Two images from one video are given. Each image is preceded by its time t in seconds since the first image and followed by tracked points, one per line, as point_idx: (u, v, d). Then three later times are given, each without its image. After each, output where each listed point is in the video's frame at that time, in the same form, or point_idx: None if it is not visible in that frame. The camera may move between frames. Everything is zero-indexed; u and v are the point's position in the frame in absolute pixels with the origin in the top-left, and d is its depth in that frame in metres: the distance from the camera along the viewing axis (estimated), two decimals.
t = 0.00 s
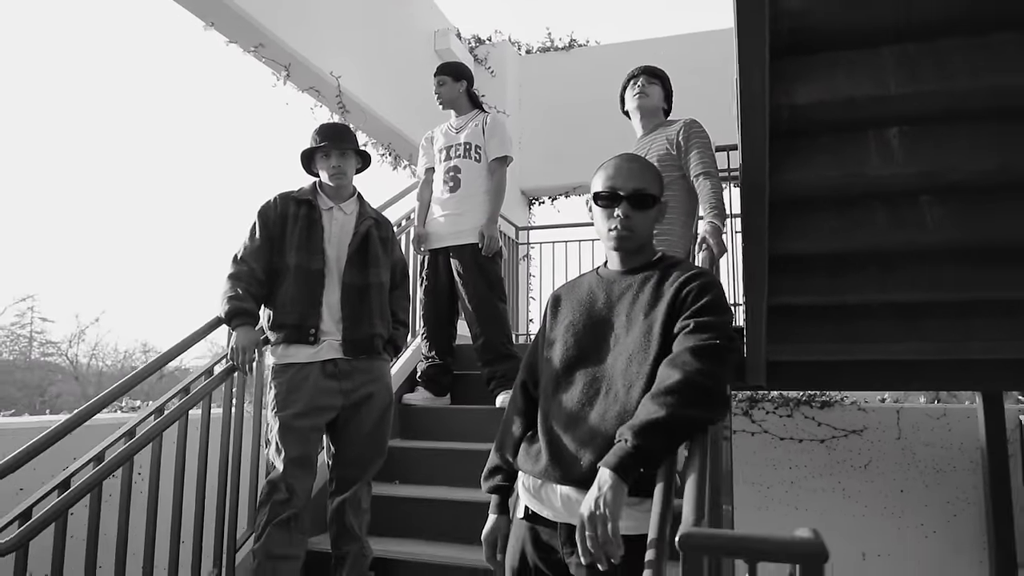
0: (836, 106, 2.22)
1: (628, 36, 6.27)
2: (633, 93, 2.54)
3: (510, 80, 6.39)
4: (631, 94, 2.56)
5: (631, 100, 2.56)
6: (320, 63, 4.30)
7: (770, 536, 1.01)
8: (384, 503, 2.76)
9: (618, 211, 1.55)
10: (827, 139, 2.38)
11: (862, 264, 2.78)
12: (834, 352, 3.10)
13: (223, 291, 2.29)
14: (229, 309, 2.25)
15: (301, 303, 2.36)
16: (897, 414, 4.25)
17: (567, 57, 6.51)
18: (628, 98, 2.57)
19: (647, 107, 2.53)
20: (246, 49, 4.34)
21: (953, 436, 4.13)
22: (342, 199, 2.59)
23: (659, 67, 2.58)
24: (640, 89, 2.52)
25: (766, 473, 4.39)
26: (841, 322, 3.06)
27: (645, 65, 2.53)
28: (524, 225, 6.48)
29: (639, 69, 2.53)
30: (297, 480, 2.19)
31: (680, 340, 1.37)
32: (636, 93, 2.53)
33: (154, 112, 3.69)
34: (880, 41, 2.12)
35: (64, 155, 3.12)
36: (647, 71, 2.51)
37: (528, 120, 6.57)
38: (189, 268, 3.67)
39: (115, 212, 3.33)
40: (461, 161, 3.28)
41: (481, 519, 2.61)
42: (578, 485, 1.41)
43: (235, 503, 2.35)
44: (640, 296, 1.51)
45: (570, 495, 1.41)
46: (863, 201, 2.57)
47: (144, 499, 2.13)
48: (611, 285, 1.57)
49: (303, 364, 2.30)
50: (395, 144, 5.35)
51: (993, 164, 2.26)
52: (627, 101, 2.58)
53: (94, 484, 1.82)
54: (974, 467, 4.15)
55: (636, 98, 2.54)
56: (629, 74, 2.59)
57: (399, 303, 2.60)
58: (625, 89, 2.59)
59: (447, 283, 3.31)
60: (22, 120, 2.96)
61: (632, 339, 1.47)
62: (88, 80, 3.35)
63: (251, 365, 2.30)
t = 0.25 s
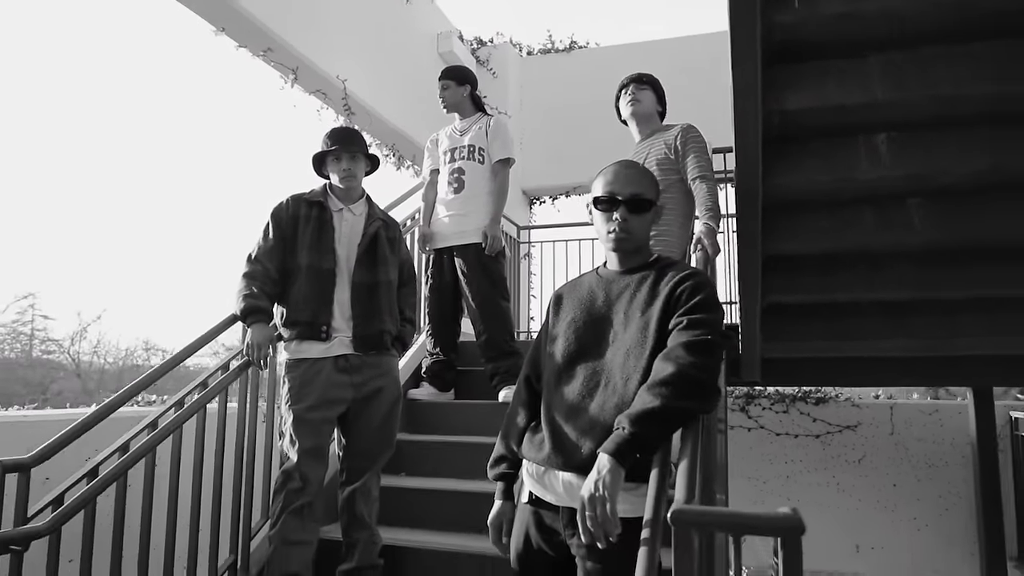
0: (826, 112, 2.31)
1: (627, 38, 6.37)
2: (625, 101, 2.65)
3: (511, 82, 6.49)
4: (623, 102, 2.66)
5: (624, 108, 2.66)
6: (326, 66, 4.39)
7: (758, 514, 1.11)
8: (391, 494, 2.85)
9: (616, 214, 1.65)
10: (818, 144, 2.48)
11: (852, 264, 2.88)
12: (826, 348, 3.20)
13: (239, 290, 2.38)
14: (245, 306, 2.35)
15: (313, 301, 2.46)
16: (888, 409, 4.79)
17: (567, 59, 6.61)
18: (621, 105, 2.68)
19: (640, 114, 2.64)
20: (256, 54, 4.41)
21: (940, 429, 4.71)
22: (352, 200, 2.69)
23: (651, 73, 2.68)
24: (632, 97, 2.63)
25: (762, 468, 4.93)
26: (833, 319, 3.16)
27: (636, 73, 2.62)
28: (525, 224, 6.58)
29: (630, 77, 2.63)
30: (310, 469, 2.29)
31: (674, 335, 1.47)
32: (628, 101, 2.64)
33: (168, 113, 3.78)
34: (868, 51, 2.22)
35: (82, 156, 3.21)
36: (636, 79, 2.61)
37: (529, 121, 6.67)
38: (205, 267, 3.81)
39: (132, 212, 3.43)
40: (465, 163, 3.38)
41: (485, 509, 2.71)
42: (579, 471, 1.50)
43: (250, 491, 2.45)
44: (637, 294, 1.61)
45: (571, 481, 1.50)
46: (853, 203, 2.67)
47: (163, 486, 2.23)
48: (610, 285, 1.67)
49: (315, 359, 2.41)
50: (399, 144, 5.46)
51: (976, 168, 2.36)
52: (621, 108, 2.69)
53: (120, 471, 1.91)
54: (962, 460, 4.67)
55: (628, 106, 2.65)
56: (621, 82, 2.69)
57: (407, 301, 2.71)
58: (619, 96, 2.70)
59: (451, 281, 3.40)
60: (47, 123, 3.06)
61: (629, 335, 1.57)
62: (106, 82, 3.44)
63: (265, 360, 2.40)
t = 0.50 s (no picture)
0: (816, 121, 2.42)
1: (627, 41, 6.47)
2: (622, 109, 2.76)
3: (512, 84, 6.60)
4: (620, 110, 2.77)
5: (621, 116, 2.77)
6: (333, 71, 4.51)
7: (744, 498, 1.21)
8: (398, 487, 2.96)
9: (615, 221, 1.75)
10: (809, 150, 2.59)
11: (844, 265, 2.98)
12: (819, 346, 3.31)
13: (254, 290, 2.49)
14: (259, 306, 2.45)
15: (325, 301, 2.57)
16: (882, 406, 4.90)
17: (568, 62, 6.71)
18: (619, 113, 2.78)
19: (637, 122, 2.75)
20: (266, 59, 4.51)
21: (933, 425, 4.80)
22: (361, 204, 2.79)
23: (646, 80, 2.78)
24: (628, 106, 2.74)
25: (758, 463, 5.04)
26: (826, 319, 3.26)
27: (632, 81, 2.72)
28: (526, 224, 6.69)
29: (627, 86, 2.73)
30: (322, 462, 2.39)
31: (669, 334, 1.57)
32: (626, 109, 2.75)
33: (185, 117, 3.94)
34: (856, 62, 2.32)
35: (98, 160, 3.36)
36: (632, 88, 2.71)
37: (530, 123, 6.77)
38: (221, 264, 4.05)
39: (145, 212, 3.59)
40: (469, 166, 3.47)
41: (489, 501, 2.81)
42: (580, 462, 1.60)
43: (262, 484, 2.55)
44: (635, 296, 1.72)
45: (572, 472, 1.60)
46: (844, 206, 2.77)
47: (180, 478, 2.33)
48: (610, 287, 1.78)
49: (327, 357, 2.51)
50: (403, 147, 5.57)
51: (960, 174, 2.46)
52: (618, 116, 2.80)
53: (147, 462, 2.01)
54: (955, 457, 4.76)
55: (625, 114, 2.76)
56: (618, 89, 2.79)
57: (414, 301, 2.81)
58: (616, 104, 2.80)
59: (455, 281, 3.51)
60: (72, 138, 3.26)
61: (627, 334, 1.67)
62: (130, 97, 3.62)
63: (279, 358, 2.50)
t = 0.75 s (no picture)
0: (806, 128, 2.52)
1: (627, 44, 6.57)
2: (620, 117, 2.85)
3: (513, 86, 6.69)
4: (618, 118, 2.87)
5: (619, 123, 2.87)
6: (339, 77, 4.61)
7: (732, 484, 1.30)
8: (403, 481, 3.05)
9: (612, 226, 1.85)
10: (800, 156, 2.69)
11: (834, 266, 3.08)
12: (811, 345, 3.40)
13: (266, 291, 2.58)
14: (271, 307, 2.54)
15: (334, 301, 2.66)
16: (876, 404, 5.01)
17: (568, 64, 6.80)
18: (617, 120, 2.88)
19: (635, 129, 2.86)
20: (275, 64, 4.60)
21: (927, 423, 4.91)
22: (368, 207, 2.88)
23: (643, 86, 2.86)
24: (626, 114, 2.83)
25: (754, 459, 5.15)
26: (818, 318, 3.35)
27: (629, 89, 2.81)
28: (527, 225, 6.78)
29: (624, 94, 2.82)
30: (332, 456, 2.49)
31: (664, 333, 1.67)
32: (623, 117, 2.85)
33: (189, 126, 4.01)
34: (844, 72, 2.42)
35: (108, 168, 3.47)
36: (628, 96, 2.80)
37: (531, 125, 6.86)
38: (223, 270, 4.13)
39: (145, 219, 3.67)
40: (472, 170, 3.56)
41: (492, 495, 2.91)
42: (579, 454, 1.70)
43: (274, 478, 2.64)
44: (632, 297, 1.81)
45: (572, 463, 1.70)
46: (835, 210, 2.87)
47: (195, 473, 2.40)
48: (608, 288, 1.87)
49: (336, 355, 2.61)
50: (406, 149, 5.67)
51: (945, 179, 2.56)
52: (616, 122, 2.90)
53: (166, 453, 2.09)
54: (948, 454, 4.86)
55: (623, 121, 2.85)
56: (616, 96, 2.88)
57: (419, 301, 2.91)
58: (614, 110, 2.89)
59: (458, 281, 3.60)
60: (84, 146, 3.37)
61: (624, 333, 1.77)
62: (142, 104, 3.73)
63: (290, 356, 2.60)
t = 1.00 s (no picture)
0: (797, 133, 2.61)
1: (627, 47, 6.65)
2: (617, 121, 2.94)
3: (514, 89, 6.78)
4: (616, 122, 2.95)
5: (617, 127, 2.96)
6: (344, 81, 4.70)
7: (722, 472, 1.39)
8: (407, 475, 3.14)
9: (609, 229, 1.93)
10: (792, 160, 2.77)
11: (827, 266, 3.16)
12: (805, 344, 3.48)
13: (274, 291, 2.67)
14: (280, 305, 2.63)
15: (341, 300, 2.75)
16: (871, 401, 5.09)
17: (568, 67, 6.88)
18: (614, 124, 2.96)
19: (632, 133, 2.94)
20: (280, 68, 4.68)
21: (921, 421, 5.01)
22: (373, 209, 2.97)
23: (640, 91, 2.94)
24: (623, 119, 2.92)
25: (751, 456, 5.25)
26: (811, 318, 3.44)
27: (626, 94, 2.89)
28: (527, 225, 6.87)
29: (621, 99, 2.90)
30: (339, 452, 2.56)
31: (659, 331, 1.75)
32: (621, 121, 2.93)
33: (196, 139, 4.21)
34: (834, 79, 2.51)
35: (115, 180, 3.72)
36: (625, 102, 2.89)
37: (532, 127, 6.94)
38: (225, 278, 4.34)
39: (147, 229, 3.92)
40: (475, 172, 3.64)
41: (493, 488, 3.00)
42: (578, 445, 1.79)
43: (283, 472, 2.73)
44: (628, 296, 1.90)
45: (571, 454, 1.78)
46: (826, 212, 2.95)
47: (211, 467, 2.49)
48: (606, 288, 1.96)
49: (343, 352, 2.69)
50: (408, 151, 5.77)
51: (931, 183, 2.65)
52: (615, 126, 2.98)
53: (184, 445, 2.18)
54: (941, 451, 4.96)
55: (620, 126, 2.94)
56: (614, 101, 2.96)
57: (423, 300, 3.00)
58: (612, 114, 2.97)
59: (461, 281, 3.68)
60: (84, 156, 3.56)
61: (621, 331, 1.85)
62: (142, 112, 3.91)
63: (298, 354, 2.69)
